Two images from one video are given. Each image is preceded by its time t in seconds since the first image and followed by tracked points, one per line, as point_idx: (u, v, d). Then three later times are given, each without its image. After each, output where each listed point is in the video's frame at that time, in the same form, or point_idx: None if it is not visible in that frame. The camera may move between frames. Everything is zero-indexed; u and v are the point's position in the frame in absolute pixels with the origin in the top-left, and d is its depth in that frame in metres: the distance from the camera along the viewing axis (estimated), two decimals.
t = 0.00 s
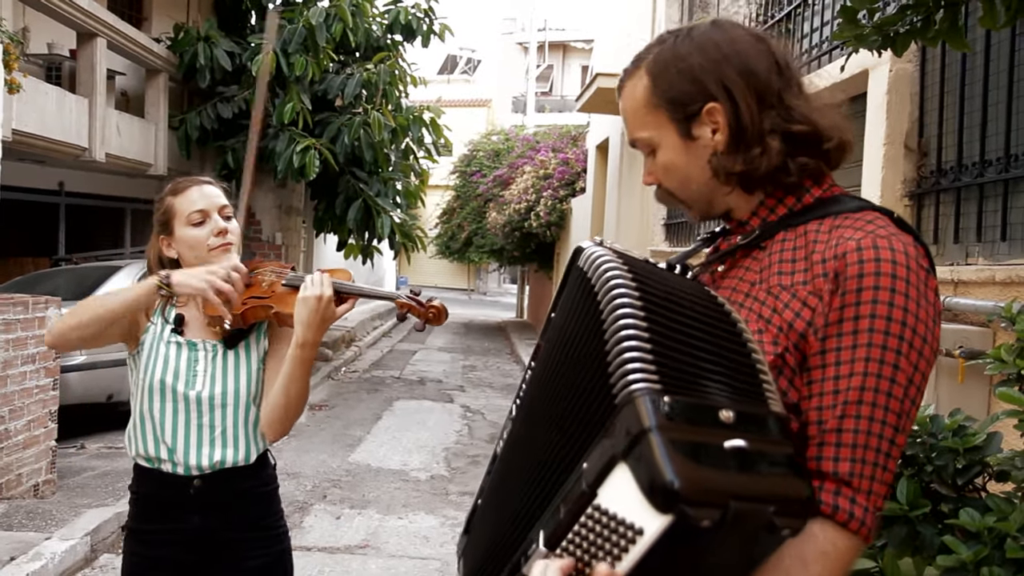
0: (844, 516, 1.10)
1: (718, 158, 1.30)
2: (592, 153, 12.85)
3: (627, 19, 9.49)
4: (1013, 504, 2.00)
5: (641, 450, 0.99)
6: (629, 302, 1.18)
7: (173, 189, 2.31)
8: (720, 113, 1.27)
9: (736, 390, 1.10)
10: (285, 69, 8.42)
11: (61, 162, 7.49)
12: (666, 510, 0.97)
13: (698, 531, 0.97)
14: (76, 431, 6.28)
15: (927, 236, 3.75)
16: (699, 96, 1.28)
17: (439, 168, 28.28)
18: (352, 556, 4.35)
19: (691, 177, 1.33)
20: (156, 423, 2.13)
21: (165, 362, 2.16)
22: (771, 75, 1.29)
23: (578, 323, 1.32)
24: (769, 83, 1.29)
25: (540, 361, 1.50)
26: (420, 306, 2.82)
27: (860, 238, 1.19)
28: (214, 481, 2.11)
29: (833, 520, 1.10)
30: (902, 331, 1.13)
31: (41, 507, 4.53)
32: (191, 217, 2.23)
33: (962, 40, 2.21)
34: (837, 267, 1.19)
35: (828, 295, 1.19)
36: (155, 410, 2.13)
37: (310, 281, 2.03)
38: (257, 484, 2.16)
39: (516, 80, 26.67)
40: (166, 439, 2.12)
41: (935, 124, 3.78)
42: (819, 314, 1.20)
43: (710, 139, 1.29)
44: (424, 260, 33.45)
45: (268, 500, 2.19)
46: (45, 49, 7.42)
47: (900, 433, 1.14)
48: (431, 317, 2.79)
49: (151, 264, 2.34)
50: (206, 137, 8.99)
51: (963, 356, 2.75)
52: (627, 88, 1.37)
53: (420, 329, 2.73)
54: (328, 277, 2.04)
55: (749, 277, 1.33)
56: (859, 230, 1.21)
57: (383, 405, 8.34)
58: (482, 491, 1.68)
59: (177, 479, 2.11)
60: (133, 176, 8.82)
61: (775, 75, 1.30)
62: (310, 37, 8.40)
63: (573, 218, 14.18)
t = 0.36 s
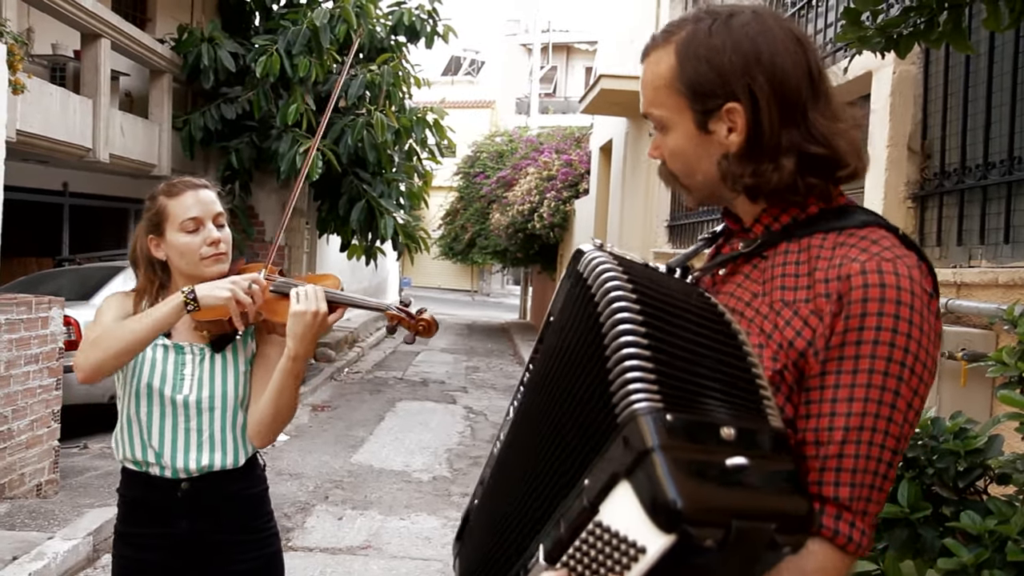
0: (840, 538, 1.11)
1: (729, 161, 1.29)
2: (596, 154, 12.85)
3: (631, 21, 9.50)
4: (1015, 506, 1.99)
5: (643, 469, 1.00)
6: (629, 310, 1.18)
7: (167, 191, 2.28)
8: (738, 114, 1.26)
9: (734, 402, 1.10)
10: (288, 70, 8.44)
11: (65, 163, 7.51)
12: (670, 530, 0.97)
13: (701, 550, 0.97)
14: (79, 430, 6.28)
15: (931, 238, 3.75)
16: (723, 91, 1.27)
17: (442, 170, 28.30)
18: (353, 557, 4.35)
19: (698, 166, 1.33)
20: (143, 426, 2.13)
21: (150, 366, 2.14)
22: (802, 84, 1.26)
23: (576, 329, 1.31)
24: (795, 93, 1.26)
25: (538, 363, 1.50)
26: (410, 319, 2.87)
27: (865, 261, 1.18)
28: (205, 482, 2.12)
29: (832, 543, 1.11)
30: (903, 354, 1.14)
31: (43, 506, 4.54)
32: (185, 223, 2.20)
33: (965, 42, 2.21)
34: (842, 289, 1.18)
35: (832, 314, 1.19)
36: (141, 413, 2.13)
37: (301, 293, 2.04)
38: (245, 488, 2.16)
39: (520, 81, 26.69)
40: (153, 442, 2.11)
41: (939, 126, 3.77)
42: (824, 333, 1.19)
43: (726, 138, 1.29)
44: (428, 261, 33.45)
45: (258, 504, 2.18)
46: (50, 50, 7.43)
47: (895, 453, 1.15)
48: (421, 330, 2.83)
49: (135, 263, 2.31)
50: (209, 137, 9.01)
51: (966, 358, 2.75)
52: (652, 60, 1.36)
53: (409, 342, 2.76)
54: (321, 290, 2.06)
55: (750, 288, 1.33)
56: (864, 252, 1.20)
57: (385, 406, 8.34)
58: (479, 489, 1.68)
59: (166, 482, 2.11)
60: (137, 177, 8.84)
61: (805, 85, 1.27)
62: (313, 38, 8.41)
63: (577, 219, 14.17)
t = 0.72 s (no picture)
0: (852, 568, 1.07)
1: (741, 178, 1.22)
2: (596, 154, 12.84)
3: (632, 21, 9.50)
4: (1015, 505, 1.99)
5: (659, 510, 0.96)
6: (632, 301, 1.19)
7: (151, 192, 2.23)
8: (752, 130, 1.19)
9: (743, 424, 1.08)
10: (289, 70, 8.44)
11: (66, 163, 7.51)
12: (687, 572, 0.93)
13: None
14: (79, 430, 6.29)
15: (931, 237, 3.75)
16: (735, 106, 1.18)
17: (443, 169, 28.30)
18: (354, 557, 4.36)
19: (706, 180, 1.25)
20: (134, 434, 2.11)
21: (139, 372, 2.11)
22: (817, 101, 1.19)
23: (581, 334, 1.29)
24: (813, 109, 1.19)
25: (540, 368, 1.47)
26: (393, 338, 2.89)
27: (878, 284, 1.14)
28: (200, 479, 2.11)
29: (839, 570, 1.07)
30: (913, 379, 1.11)
31: (44, 507, 4.54)
32: (171, 228, 2.17)
33: (965, 41, 2.20)
34: (852, 312, 1.15)
35: (841, 337, 1.15)
36: (131, 422, 2.11)
37: (283, 313, 1.98)
38: (239, 487, 2.16)
39: (521, 80, 26.68)
40: (145, 449, 2.10)
41: (939, 124, 3.77)
42: (833, 355, 1.16)
43: (738, 153, 1.21)
44: (429, 261, 33.46)
45: (253, 502, 2.19)
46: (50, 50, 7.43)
47: (898, 477, 1.13)
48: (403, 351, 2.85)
49: (114, 264, 2.25)
50: (210, 138, 9.02)
51: (967, 357, 2.75)
52: (656, 67, 1.26)
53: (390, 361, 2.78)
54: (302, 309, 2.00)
55: (757, 298, 1.29)
56: (876, 273, 1.16)
57: (386, 406, 8.34)
58: (474, 492, 1.65)
59: (159, 480, 2.11)
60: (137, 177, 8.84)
61: (821, 100, 1.20)
62: (314, 37, 8.41)
63: (577, 218, 14.18)
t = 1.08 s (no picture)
0: None
1: (749, 180, 1.21)
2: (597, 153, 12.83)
3: (631, 20, 9.50)
4: (1017, 504, 1.99)
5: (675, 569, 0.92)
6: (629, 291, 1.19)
7: (136, 196, 2.21)
8: (759, 129, 1.17)
9: (766, 484, 1.02)
10: (289, 70, 8.45)
11: (67, 164, 7.51)
12: None
13: None
14: (80, 431, 6.29)
15: (932, 236, 3.74)
16: (743, 106, 1.16)
17: (444, 170, 28.32)
18: (355, 557, 4.35)
19: (711, 180, 1.23)
20: (132, 442, 2.12)
21: (128, 380, 2.12)
22: (827, 100, 1.17)
23: (585, 338, 1.27)
24: (823, 108, 1.17)
25: (543, 371, 1.46)
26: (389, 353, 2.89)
27: (885, 291, 1.11)
28: (198, 478, 2.11)
29: None
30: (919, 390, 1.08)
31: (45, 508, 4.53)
32: (157, 234, 2.15)
33: (966, 39, 2.20)
34: (859, 320, 1.12)
35: (847, 344, 1.12)
36: (127, 431, 2.12)
37: (284, 326, 1.98)
38: (236, 485, 2.16)
39: (522, 80, 26.67)
40: (143, 455, 2.11)
41: (939, 123, 3.76)
42: (838, 363, 1.13)
43: (745, 154, 1.19)
44: (430, 261, 33.47)
45: (250, 499, 2.19)
46: (51, 51, 7.44)
47: (907, 488, 1.10)
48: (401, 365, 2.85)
49: (101, 270, 2.25)
50: (210, 138, 9.03)
51: (968, 356, 2.75)
52: (662, 65, 1.25)
53: (388, 377, 2.78)
54: (302, 320, 2.01)
55: (762, 303, 1.26)
56: (883, 279, 1.13)
57: (387, 406, 8.34)
58: (475, 495, 1.64)
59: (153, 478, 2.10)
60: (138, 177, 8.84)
61: (830, 100, 1.18)
62: (314, 38, 8.41)
63: (578, 218, 14.17)
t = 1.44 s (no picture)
0: None
1: (756, 181, 1.20)
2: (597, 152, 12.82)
3: (632, 19, 9.49)
4: (1017, 503, 1.99)
5: None
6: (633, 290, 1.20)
7: (120, 204, 2.15)
8: (767, 130, 1.16)
9: (776, 518, 1.01)
10: (289, 68, 8.44)
11: (68, 163, 7.51)
12: None
13: None
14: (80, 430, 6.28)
15: (933, 234, 3.74)
16: (751, 106, 1.16)
17: (444, 169, 28.31)
18: (355, 555, 4.35)
19: (718, 180, 1.23)
20: (132, 443, 2.11)
21: (126, 384, 2.11)
22: (835, 101, 1.16)
23: (589, 339, 1.26)
24: (832, 110, 1.16)
25: (544, 371, 1.45)
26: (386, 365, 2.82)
27: (893, 297, 1.10)
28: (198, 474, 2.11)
29: None
30: (926, 396, 1.07)
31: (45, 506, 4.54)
32: (144, 243, 2.10)
33: (966, 37, 2.19)
34: (865, 326, 1.11)
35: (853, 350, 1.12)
36: (127, 433, 2.11)
37: (281, 343, 1.97)
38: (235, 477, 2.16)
39: (523, 79, 26.65)
40: (144, 455, 2.10)
41: (940, 121, 3.76)
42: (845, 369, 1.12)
43: (752, 155, 1.19)
44: (430, 260, 33.47)
45: (248, 493, 2.18)
46: (50, 50, 7.44)
47: (914, 495, 1.10)
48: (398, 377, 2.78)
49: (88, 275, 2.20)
50: (210, 137, 9.03)
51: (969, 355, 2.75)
52: (669, 62, 1.24)
53: (384, 390, 2.71)
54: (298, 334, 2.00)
55: (767, 305, 1.26)
56: (891, 284, 1.12)
57: (387, 405, 8.34)
58: (474, 495, 1.63)
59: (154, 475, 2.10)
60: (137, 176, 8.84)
61: (840, 101, 1.17)
62: (314, 36, 8.40)
63: (578, 217, 14.17)
